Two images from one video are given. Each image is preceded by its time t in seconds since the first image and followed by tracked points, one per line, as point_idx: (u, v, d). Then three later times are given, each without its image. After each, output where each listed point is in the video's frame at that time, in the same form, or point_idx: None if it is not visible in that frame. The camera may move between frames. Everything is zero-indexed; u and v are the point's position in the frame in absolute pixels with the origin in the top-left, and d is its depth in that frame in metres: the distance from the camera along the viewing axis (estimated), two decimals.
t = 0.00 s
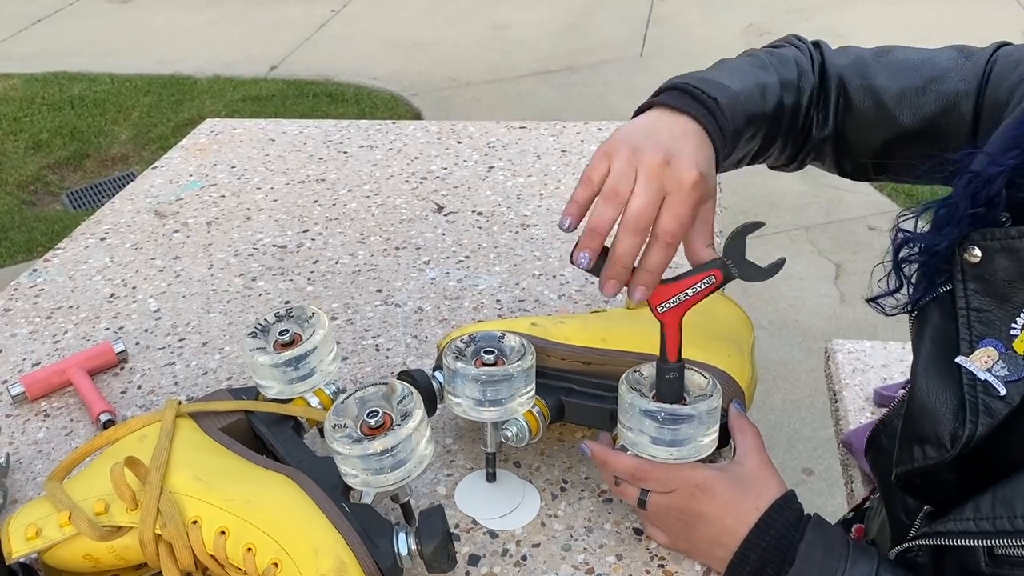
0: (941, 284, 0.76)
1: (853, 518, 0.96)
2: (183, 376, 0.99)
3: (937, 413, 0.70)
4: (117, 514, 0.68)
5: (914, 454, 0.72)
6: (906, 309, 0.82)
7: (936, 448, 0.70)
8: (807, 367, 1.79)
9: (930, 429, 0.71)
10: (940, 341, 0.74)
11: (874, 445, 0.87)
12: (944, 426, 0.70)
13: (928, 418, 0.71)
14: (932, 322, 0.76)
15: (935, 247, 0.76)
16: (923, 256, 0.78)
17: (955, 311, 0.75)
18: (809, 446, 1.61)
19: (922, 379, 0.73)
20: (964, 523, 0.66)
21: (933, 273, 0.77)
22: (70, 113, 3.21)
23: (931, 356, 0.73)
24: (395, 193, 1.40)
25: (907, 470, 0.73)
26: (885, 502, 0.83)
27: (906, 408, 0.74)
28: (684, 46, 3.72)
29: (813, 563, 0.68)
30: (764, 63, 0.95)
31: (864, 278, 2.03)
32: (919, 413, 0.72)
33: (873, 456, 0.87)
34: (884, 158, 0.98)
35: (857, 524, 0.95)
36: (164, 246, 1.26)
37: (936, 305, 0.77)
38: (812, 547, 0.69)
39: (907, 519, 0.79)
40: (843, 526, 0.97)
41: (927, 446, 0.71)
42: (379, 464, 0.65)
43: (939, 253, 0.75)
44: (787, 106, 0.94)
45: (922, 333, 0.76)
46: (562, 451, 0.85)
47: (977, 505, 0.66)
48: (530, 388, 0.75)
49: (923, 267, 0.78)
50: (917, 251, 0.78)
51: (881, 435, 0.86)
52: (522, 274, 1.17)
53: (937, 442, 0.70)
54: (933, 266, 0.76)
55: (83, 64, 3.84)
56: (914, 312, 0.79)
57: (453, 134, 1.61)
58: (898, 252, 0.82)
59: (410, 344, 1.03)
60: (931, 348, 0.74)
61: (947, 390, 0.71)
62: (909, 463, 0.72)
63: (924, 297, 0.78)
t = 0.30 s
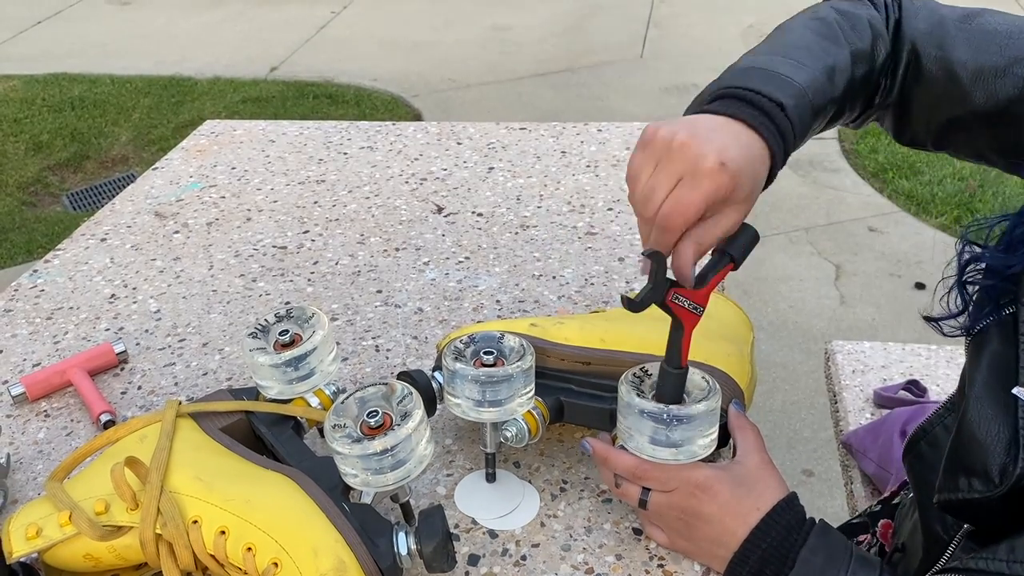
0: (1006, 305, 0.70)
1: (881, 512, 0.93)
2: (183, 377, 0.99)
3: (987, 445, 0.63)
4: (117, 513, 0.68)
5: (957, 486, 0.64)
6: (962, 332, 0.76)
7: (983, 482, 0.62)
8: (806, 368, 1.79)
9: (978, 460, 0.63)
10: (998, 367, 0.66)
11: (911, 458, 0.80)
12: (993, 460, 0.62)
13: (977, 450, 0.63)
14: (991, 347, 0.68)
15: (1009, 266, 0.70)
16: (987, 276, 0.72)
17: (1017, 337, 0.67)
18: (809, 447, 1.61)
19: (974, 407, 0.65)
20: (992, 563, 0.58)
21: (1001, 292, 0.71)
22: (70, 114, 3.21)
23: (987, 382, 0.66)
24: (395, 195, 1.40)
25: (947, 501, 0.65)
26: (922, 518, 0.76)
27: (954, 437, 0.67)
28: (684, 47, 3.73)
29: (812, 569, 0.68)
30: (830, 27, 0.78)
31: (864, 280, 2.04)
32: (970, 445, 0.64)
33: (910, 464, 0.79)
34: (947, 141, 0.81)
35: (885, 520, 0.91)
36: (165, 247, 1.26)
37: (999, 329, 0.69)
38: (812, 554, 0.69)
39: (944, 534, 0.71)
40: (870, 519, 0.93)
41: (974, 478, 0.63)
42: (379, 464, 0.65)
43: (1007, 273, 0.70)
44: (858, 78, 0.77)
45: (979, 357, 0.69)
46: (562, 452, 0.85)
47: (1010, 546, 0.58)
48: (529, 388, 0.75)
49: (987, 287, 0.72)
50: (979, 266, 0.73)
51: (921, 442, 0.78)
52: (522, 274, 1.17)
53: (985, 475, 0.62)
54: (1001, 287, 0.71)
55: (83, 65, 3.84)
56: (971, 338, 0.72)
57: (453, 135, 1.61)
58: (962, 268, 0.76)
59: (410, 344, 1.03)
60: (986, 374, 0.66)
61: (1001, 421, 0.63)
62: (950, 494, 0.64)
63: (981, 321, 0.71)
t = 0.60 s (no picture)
0: (1007, 302, 0.68)
1: (876, 504, 0.93)
2: (185, 378, 0.99)
3: (973, 450, 0.63)
4: (118, 514, 0.68)
5: (943, 488, 0.65)
6: (959, 331, 0.74)
7: (967, 486, 0.62)
8: (807, 370, 1.79)
9: (963, 464, 0.63)
10: (990, 370, 0.66)
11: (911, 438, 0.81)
12: (978, 464, 0.62)
13: (964, 455, 0.63)
14: (987, 349, 0.67)
15: (1016, 269, 0.67)
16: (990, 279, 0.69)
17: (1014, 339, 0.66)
18: (810, 449, 1.61)
19: (963, 409, 0.65)
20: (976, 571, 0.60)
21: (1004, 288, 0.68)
22: (72, 115, 3.22)
23: (979, 384, 0.66)
24: (396, 196, 1.40)
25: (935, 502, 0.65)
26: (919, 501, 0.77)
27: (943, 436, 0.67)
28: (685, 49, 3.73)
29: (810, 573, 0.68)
30: None
31: (865, 281, 2.04)
32: (959, 448, 0.64)
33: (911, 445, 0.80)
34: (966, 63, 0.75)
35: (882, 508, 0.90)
36: (166, 248, 1.26)
37: (997, 329, 0.68)
38: (809, 559, 0.69)
39: (944, 522, 0.69)
40: (865, 512, 0.94)
41: (957, 481, 0.63)
42: (380, 465, 0.65)
43: (1010, 276, 0.67)
44: None
45: (972, 359, 0.68)
46: (562, 453, 0.86)
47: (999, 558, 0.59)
48: (530, 390, 0.75)
49: (989, 288, 0.69)
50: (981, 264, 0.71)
51: (921, 425, 0.79)
52: (523, 275, 1.18)
53: (968, 480, 0.62)
54: (1002, 291, 0.68)
55: (84, 67, 3.85)
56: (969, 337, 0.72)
57: (453, 137, 1.61)
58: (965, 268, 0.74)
59: (411, 346, 1.03)
60: (979, 377, 0.66)
61: (989, 427, 0.63)
62: (937, 495, 0.65)
63: (979, 318, 0.70)
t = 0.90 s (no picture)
0: (1008, 323, 0.68)
1: (877, 509, 0.93)
2: (186, 379, 0.99)
3: (970, 473, 0.63)
4: (120, 516, 0.68)
5: (941, 508, 0.65)
6: (960, 349, 0.74)
7: (964, 509, 0.63)
8: (808, 371, 1.79)
9: (961, 486, 0.64)
10: (991, 391, 0.66)
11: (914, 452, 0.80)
12: (976, 487, 0.63)
13: (962, 477, 0.64)
14: (988, 369, 0.67)
15: (1020, 290, 0.67)
16: (993, 301, 0.69)
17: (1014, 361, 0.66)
18: (811, 450, 1.61)
19: (963, 430, 0.65)
20: None
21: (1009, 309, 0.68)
22: (73, 117, 3.22)
23: (978, 405, 0.66)
24: (397, 197, 1.40)
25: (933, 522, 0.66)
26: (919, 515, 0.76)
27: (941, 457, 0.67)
28: (686, 50, 3.73)
29: None
30: None
31: (866, 282, 2.03)
32: (958, 470, 0.65)
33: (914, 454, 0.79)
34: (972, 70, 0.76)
35: (883, 515, 0.90)
36: (167, 249, 1.26)
37: (997, 349, 0.68)
38: (810, 563, 0.68)
39: (944, 537, 0.68)
40: (866, 517, 0.93)
41: (954, 503, 0.64)
42: (383, 466, 0.65)
43: (1015, 298, 0.67)
44: None
45: (973, 378, 0.68)
46: (564, 454, 0.86)
47: None
48: (532, 391, 0.75)
49: (994, 308, 0.69)
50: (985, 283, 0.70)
51: (924, 437, 0.78)
52: (524, 277, 1.17)
53: (965, 502, 0.63)
54: (1006, 312, 0.68)
55: (85, 68, 3.85)
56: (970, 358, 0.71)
57: (455, 138, 1.61)
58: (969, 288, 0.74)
59: (413, 347, 1.03)
60: (978, 398, 0.66)
61: (988, 449, 0.63)
62: (934, 516, 0.66)
63: (981, 338, 0.69)
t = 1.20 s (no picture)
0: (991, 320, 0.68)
1: (876, 512, 0.93)
2: (188, 380, 0.99)
3: (959, 467, 0.64)
4: (122, 516, 0.68)
5: (930, 504, 0.66)
6: (947, 345, 0.75)
7: (952, 503, 0.64)
8: (809, 372, 1.79)
9: (950, 481, 0.65)
10: (977, 387, 0.67)
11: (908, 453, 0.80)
12: (963, 482, 0.64)
13: (950, 472, 0.65)
14: (972, 365, 0.68)
15: (1002, 287, 0.67)
16: (977, 297, 0.70)
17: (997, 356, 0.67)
18: (812, 451, 1.61)
19: (948, 426, 0.67)
20: None
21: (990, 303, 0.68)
22: (74, 118, 3.22)
23: (965, 403, 0.67)
24: (398, 198, 1.40)
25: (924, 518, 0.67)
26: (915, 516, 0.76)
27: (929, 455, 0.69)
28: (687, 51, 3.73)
29: None
30: None
31: (867, 283, 2.03)
32: (946, 465, 0.66)
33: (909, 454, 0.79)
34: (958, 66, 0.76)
35: (881, 517, 0.90)
36: (169, 249, 1.27)
37: (981, 344, 0.69)
38: (810, 564, 0.68)
39: (942, 536, 0.69)
40: (865, 520, 0.93)
41: (943, 498, 0.65)
42: (384, 467, 0.66)
43: (998, 292, 0.67)
44: None
45: (958, 375, 0.69)
46: (566, 455, 0.86)
47: None
48: (533, 393, 0.75)
49: (977, 305, 0.69)
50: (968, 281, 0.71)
51: (919, 437, 0.78)
52: (525, 278, 1.18)
53: (953, 496, 0.64)
54: (988, 307, 0.68)
55: (86, 69, 3.85)
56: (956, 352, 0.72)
57: (456, 139, 1.61)
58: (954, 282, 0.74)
59: (414, 348, 1.03)
60: (965, 394, 0.67)
61: (975, 444, 0.64)
62: (925, 511, 0.67)
63: (966, 334, 0.70)
